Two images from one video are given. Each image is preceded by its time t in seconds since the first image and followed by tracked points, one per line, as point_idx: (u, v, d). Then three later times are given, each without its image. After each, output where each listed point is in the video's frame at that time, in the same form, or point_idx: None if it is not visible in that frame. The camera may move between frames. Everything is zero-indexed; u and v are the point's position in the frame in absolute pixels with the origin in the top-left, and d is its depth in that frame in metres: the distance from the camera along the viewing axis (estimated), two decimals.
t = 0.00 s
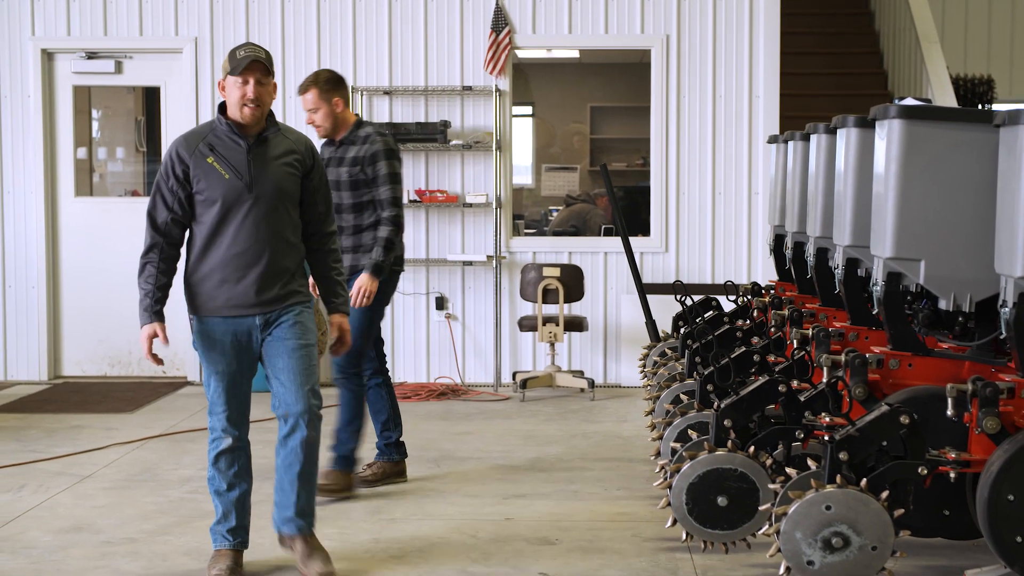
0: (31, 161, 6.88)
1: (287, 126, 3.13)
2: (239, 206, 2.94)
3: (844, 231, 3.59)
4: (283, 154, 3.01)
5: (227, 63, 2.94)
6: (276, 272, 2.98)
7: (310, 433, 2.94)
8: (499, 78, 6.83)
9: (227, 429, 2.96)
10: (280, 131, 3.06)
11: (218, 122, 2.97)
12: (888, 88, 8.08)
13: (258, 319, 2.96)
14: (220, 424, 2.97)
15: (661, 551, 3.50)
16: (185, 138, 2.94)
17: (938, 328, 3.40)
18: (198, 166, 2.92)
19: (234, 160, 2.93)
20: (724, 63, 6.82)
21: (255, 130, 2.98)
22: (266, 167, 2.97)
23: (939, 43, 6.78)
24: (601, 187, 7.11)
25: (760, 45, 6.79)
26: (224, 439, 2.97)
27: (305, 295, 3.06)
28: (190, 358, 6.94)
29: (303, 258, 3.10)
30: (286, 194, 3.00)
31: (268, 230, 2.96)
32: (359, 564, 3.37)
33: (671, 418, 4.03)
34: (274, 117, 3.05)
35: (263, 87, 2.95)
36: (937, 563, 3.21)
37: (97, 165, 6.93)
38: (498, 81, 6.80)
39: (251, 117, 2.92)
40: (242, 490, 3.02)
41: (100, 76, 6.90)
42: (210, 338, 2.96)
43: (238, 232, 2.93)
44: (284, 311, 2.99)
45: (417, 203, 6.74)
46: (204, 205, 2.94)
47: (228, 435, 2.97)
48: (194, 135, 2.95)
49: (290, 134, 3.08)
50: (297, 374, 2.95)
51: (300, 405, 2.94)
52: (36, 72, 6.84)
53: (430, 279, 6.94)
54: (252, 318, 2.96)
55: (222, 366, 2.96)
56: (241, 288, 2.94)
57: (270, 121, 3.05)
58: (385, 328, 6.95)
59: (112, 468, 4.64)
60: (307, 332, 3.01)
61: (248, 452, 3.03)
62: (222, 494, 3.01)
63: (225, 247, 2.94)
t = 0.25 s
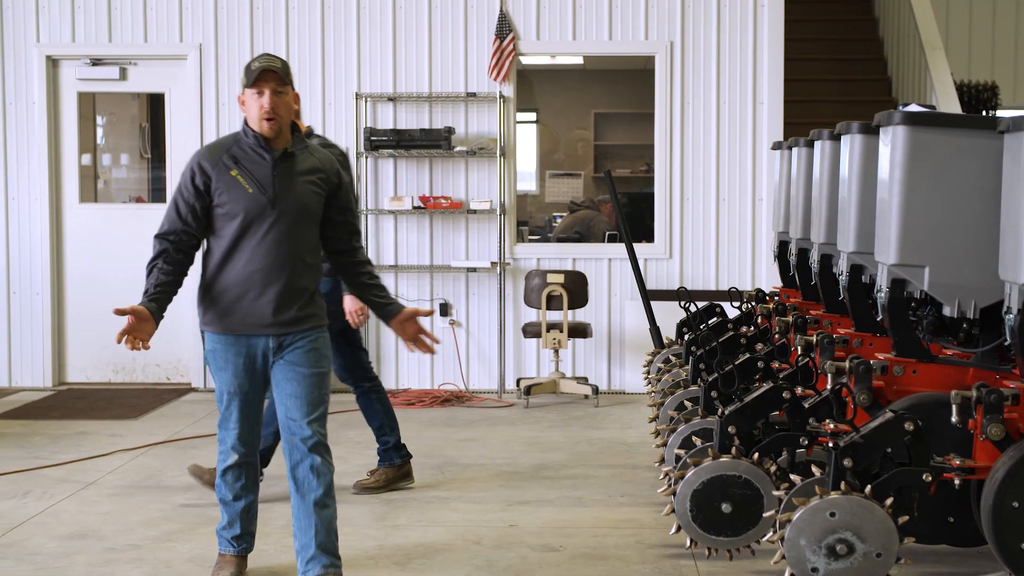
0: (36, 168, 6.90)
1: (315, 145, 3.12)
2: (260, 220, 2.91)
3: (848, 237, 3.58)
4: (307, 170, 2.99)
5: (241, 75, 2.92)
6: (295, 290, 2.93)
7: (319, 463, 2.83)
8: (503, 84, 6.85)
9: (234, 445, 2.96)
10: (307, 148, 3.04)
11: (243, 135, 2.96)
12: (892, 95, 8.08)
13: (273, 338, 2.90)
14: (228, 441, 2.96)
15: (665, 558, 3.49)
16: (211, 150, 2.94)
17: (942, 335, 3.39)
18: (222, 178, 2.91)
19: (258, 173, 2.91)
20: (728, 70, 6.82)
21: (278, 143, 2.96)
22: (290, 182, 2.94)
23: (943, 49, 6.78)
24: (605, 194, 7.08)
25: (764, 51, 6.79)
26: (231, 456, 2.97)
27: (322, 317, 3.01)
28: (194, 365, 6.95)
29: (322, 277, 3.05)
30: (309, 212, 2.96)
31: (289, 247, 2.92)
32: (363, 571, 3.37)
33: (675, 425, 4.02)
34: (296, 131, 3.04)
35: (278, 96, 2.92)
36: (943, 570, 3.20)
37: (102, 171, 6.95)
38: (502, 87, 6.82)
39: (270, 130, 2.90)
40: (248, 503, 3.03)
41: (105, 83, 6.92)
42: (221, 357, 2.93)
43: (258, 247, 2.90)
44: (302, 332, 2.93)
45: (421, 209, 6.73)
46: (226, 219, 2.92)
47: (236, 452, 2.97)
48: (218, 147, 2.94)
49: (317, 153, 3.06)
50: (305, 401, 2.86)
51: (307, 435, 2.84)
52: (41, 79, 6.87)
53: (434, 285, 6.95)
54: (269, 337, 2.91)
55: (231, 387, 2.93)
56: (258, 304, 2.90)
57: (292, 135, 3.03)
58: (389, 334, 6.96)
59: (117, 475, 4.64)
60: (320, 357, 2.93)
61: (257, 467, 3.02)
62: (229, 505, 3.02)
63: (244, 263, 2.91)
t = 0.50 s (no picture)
0: (37, 174, 6.91)
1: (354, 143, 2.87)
2: (291, 220, 2.66)
3: (848, 243, 3.58)
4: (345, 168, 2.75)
5: (278, 70, 2.69)
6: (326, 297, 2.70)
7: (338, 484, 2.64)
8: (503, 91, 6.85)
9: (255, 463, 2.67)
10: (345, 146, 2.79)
11: (279, 131, 2.72)
12: (893, 101, 8.09)
13: (303, 345, 2.67)
14: (248, 455, 2.67)
15: (666, 564, 3.49)
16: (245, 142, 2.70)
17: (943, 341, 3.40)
18: (254, 173, 2.67)
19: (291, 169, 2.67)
20: (728, 76, 6.83)
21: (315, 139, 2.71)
22: (325, 181, 2.69)
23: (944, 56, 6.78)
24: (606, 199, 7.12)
25: (765, 58, 6.80)
26: (251, 472, 2.68)
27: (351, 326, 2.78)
28: (195, 371, 6.95)
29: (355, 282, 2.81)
30: (343, 213, 2.72)
31: (320, 250, 2.68)
32: None
33: (676, 431, 4.02)
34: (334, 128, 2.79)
35: (316, 92, 2.68)
36: None
37: (103, 177, 6.96)
38: (502, 93, 6.82)
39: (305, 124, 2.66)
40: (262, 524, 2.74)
41: (106, 90, 6.93)
42: (247, 361, 2.67)
43: (288, 249, 2.66)
44: (332, 341, 2.71)
45: (422, 215, 6.74)
46: (256, 217, 2.68)
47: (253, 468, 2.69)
48: (253, 142, 2.70)
49: (356, 151, 2.81)
50: (336, 414, 2.67)
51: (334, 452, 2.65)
52: (42, 85, 6.88)
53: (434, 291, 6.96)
54: (297, 344, 2.67)
55: (257, 395, 2.65)
56: (285, 310, 2.66)
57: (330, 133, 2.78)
58: (389, 340, 6.96)
59: (117, 481, 4.64)
60: (349, 367, 2.72)
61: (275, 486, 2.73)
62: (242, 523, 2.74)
63: (272, 265, 2.66)
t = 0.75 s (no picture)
0: (35, 178, 6.91)
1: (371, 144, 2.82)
2: (308, 219, 2.60)
3: (847, 247, 3.59)
4: (363, 168, 2.70)
5: (296, 66, 2.66)
6: (344, 298, 2.64)
7: (342, 489, 2.62)
8: (502, 94, 6.85)
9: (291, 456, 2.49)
10: (362, 146, 2.74)
11: (295, 130, 2.67)
12: (891, 104, 8.09)
13: (321, 346, 2.61)
14: (279, 451, 2.48)
15: (665, 567, 3.49)
16: (262, 142, 2.66)
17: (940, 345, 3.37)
18: (271, 173, 2.62)
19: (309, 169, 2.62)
20: (727, 79, 6.83)
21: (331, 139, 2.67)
22: (342, 180, 2.65)
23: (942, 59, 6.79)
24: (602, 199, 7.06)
25: (763, 61, 6.81)
26: (283, 471, 2.47)
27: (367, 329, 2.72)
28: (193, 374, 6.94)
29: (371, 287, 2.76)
30: (360, 213, 2.67)
31: (338, 250, 2.62)
32: None
33: (675, 433, 4.02)
34: (353, 126, 2.74)
35: (334, 88, 2.64)
36: None
37: (101, 181, 6.96)
38: (501, 97, 6.82)
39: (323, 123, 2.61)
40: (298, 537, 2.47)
41: (104, 93, 6.93)
42: (269, 356, 2.57)
43: (305, 249, 2.60)
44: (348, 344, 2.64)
45: (420, 218, 6.75)
46: (272, 218, 2.63)
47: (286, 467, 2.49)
48: (269, 141, 2.66)
49: (373, 151, 2.76)
50: (349, 416, 2.66)
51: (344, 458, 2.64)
52: (40, 88, 6.88)
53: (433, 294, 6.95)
54: (315, 345, 2.60)
55: (283, 386, 2.53)
56: (301, 312, 2.59)
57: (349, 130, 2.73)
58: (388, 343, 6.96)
59: (116, 484, 4.64)
60: (363, 368, 2.69)
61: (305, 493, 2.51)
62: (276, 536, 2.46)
63: (289, 265, 2.60)
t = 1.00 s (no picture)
0: (34, 178, 6.91)
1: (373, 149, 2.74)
2: (313, 231, 2.52)
3: (846, 246, 3.59)
4: (366, 175, 2.62)
5: (293, 70, 2.56)
6: (351, 310, 2.57)
7: (346, 497, 2.65)
8: (501, 94, 6.85)
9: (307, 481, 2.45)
10: (364, 151, 2.66)
11: (295, 136, 2.58)
12: (890, 104, 8.10)
13: (330, 361, 2.54)
14: (295, 476, 2.44)
15: (664, 567, 3.49)
16: (261, 153, 2.57)
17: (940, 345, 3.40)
18: (272, 185, 2.54)
19: (311, 179, 2.54)
20: (726, 79, 6.83)
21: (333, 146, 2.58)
22: (345, 189, 2.57)
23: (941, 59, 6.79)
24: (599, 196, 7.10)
25: (763, 62, 6.80)
26: (302, 495, 2.44)
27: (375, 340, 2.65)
28: (193, 374, 6.94)
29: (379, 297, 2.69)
30: (365, 222, 2.60)
31: (344, 261, 2.54)
32: None
33: (674, 433, 4.02)
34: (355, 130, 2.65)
35: (334, 92, 2.54)
36: None
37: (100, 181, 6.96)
38: (500, 97, 6.82)
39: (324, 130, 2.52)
40: (313, 560, 2.45)
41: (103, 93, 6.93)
42: (281, 376, 2.50)
43: (310, 262, 2.52)
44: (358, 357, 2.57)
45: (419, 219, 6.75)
46: (275, 231, 2.54)
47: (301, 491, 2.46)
48: (267, 151, 2.57)
49: (375, 156, 2.68)
50: (354, 428, 2.65)
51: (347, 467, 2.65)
52: (39, 89, 6.88)
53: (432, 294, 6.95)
54: (324, 360, 2.54)
55: (299, 407, 2.47)
56: (308, 326, 2.51)
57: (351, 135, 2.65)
58: (387, 344, 6.96)
59: (115, 484, 4.63)
60: (369, 381, 2.67)
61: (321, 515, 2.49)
62: (290, 562, 2.45)
63: (294, 280, 2.52)
